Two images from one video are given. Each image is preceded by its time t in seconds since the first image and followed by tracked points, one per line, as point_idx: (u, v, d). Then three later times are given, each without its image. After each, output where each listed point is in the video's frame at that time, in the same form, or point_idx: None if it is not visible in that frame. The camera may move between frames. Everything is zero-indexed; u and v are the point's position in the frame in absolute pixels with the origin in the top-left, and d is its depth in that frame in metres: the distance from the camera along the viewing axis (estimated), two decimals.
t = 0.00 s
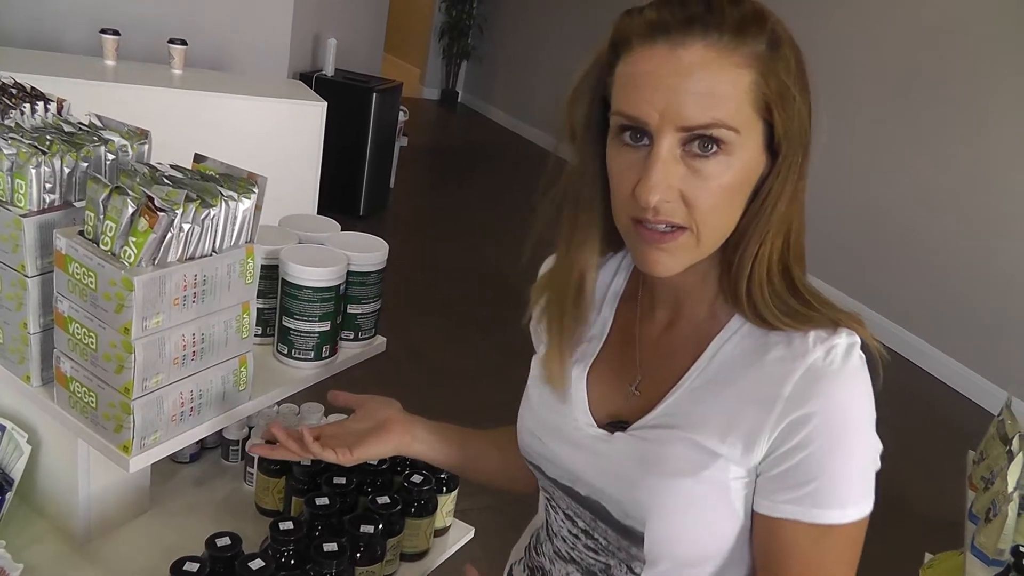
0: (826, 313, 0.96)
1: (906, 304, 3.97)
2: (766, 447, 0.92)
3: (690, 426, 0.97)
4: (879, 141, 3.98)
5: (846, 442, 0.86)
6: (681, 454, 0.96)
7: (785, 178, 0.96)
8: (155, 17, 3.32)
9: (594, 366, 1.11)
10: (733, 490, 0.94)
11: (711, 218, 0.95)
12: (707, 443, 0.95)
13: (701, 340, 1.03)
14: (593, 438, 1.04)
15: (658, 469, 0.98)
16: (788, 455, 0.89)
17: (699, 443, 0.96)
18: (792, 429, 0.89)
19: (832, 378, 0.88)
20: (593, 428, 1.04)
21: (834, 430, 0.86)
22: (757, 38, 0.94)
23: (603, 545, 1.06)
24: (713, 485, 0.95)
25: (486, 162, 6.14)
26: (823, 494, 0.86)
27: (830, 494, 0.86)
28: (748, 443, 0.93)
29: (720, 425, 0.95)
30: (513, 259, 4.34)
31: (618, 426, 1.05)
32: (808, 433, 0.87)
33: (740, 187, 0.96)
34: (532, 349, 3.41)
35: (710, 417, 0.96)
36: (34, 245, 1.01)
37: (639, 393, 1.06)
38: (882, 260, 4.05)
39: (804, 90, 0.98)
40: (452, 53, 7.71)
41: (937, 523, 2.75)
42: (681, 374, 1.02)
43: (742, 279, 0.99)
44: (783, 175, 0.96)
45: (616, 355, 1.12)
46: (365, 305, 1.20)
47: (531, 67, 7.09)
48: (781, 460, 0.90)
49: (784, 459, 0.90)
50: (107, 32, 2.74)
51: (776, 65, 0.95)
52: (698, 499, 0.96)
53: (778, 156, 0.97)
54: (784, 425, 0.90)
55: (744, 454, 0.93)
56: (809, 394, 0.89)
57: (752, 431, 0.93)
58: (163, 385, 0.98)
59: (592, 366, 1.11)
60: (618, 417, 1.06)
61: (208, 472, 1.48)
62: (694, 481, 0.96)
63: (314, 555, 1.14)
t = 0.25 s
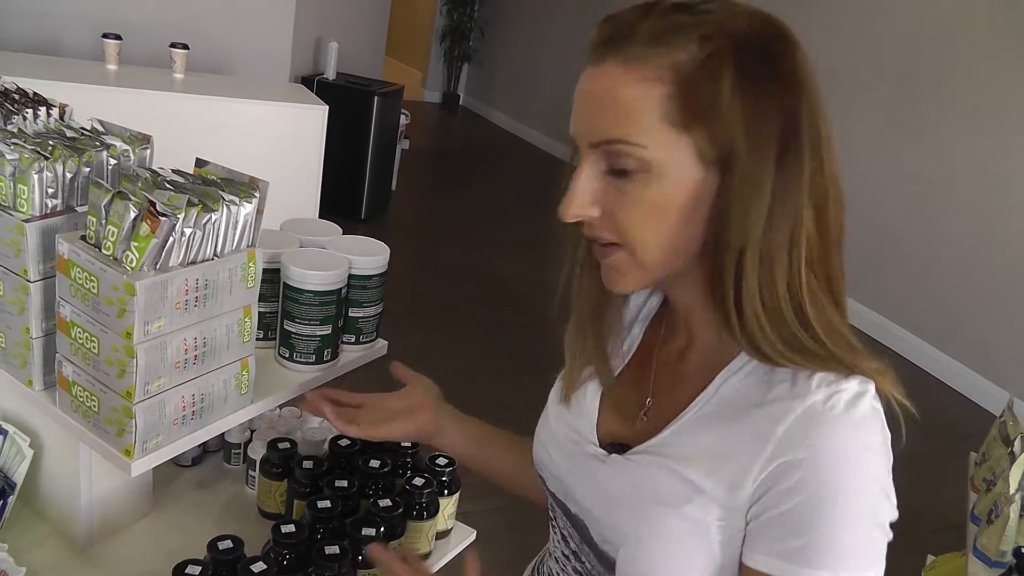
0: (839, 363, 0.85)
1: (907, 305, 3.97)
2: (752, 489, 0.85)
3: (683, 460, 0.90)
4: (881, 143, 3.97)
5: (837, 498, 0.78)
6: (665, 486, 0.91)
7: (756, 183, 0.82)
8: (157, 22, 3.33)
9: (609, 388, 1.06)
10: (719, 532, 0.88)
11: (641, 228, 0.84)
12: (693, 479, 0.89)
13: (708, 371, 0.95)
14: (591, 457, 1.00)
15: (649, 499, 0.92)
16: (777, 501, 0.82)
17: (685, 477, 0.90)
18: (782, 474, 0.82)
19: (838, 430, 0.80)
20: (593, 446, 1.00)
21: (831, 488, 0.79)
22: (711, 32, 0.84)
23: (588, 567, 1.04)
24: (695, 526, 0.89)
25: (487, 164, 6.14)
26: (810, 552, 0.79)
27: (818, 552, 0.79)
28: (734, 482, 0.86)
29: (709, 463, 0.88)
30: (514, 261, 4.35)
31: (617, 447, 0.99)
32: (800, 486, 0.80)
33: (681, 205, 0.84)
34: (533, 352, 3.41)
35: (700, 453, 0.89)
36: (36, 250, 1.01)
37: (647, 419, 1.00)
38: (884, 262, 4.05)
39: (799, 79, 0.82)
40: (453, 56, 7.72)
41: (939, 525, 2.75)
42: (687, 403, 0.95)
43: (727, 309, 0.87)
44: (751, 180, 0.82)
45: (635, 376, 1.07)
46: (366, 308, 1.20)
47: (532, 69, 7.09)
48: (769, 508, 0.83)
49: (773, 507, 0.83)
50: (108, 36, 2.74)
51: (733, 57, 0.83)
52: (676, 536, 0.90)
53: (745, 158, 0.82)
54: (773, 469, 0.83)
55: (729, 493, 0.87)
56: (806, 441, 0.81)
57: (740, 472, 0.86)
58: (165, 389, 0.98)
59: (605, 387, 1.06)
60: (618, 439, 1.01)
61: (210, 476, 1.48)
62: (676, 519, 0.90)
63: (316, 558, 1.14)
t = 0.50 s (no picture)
0: (818, 407, 0.82)
1: (903, 310, 3.98)
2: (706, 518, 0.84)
3: (651, 481, 0.90)
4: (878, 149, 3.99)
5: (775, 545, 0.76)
6: (632, 506, 0.90)
7: (695, 209, 0.80)
8: (155, 24, 3.34)
9: (630, 401, 1.07)
10: (676, 553, 0.88)
11: (605, 246, 0.90)
12: (655, 501, 0.88)
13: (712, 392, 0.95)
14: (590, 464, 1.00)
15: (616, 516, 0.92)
16: (722, 535, 0.81)
17: (649, 498, 0.89)
18: (731, 508, 0.81)
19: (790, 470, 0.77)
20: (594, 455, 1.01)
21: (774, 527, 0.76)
22: (656, 54, 0.84)
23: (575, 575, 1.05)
24: (652, 544, 0.89)
25: (485, 168, 6.15)
26: None
27: None
28: (691, 508, 0.85)
29: (673, 489, 0.87)
30: (512, 265, 4.36)
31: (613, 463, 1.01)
32: (746, 520, 0.79)
33: (634, 226, 0.87)
34: (530, 355, 3.42)
35: (669, 478, 0.88)
36: (35, 252, 1.02)
37: (651, 438, 1.01)
38: (880, 267, 4.06)
39: (752, 96, 0.79)
40: (451, 59, 7.68)
41: (935, 529, 2.75)
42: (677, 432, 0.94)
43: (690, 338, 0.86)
44: (689, 205, 0.80)
45: (648, 402, 1.06)
46: (364, 312, 1.21)
47: (529, 73, 7.10)
48: (718, 538, 0.82)
49: (718, 540, 0.82)
50: (107, 38, 2.75)
51: (672, 78, 0.82)
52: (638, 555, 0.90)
53: (681, 181, 0.81)
54: (722, 503, 0.82)
55: (687, 519, 0.86)
56: (754, 474, 0.79)
57: (697, 500, 0.85)
58: (163, 391, 0.98)
59: (625, 400, 1.07)
60: (619, 457, 1.02)
61: (207, 478, 1.48)
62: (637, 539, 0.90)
63: (312, 560, 1.14)
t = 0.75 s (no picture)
0: (780, 417, 0.81)
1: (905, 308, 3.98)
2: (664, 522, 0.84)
3: (631, 478, 0.89)
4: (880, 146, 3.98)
5: (721, 556, 0.76)
6: (610, 504, 0.90)
7: (682, 208, 0.79)
8: (157, 19, 3.33)
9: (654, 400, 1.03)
10: (640, 554, 0.88)
11: (603, 240, 0.89)
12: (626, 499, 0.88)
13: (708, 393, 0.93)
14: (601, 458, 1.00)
15: (593, 512, 0.92)
16: (676, 539, 0.81)
17: (626, 497, 0.88)
18: (684, 514, 0.81)
19: (744, 478, 0.77)
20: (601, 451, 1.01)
21: (722, 534, 0.76)
22: (657, 47, 0.84)
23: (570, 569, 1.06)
24: (620, 542, 0.89)
25: (486, 164, 6.15)
26: None
27: None
28: (653, 509, 0.85)
29: (644, 490, 0.86)
30: (513, 261, 4.35)
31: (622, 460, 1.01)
32: (697, 523, 0.79)
33: (628, 222, 0.86)
34: (531, 351, 3.41)
35: (644, 479, 0.87)
36: (37, 246, 1.01)
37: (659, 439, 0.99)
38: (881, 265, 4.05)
39: (748, 93, 0.78)
40: (452, 55, 7.71)
41: (935, 527, 2.75)
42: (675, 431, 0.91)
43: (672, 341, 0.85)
44: (675, 203, 0.80)
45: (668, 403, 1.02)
46: (367, 307, 1.20)
47: (531, 69, 7.09)
48: (673, 539, 0.82)
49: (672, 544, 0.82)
50: (109, 33, 2.74)
51: (669, 72, 0.81)
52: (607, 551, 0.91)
53: (668, 177, 0.80)
54: (676, 509, 0.81)
55: (649, 521, 0.85)
56: (709, 476, 0.79)
57: (659, 501, 0.84)
58: (165, 386, 0.98)
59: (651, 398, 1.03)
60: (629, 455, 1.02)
61: (208, 473, 1.48)
62: (607, 537, 0.90)
63: (314, 556, 1.14)
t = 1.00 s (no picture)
0: (770, 410, 0.81)
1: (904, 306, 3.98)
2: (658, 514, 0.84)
3: (636, 473, 0.91)
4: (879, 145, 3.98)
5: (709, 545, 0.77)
6: (616, 497, 0.92)
7: (675, 208, 0.79)
8: (156, 17, 3.33)
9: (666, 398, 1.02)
10: (636, 546, 0.89)
11: (606, 240, 0.89)
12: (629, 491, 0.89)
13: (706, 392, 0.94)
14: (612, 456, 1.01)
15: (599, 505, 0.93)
16: (669, 529, 0.82)
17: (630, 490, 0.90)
18: (675, 504, 0.81)
19: (732, 469, 0.77)
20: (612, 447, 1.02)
21: (713, 523, 0.77)
22: (655, 49, 0.84)
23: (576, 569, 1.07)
24: (619, 533, 0.90)
25: (485, 163, 6.15)
26: None
27: None
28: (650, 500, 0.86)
29: (647, 482, 0.87)
30: (512, 259, 4.35)
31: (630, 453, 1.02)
32: (688, 512, 0.79)
33: (627, 221, 0.86)
34: (530, 350, 3.42)
35: (650, 472, 0.89)
36: (36, 244, 1.01)
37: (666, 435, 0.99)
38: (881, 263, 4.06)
39: (744, 93, 0.78)
40: (451, 53, 7.72)
41: (935, 525, 2.75)
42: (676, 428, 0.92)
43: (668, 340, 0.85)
44: (669, 203, 0.79)
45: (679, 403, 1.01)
46: (366, 305, 1.20)
47: (530, 68, 7.09)
48: (667, 528, 0.82)
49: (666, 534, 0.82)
50: (108, 31, 2.74)
51: (666, 72, 0.81)
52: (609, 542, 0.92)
53: (662, 177, 0.80)
54: (669, 499, 0.82)
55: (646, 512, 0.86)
56: (700, 467, 0.80)
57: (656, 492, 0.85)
58: (165, 384, 0.98)
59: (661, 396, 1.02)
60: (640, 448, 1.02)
61: (208, 472, 1.48)
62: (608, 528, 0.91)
63: (313, 554, 1.14)
